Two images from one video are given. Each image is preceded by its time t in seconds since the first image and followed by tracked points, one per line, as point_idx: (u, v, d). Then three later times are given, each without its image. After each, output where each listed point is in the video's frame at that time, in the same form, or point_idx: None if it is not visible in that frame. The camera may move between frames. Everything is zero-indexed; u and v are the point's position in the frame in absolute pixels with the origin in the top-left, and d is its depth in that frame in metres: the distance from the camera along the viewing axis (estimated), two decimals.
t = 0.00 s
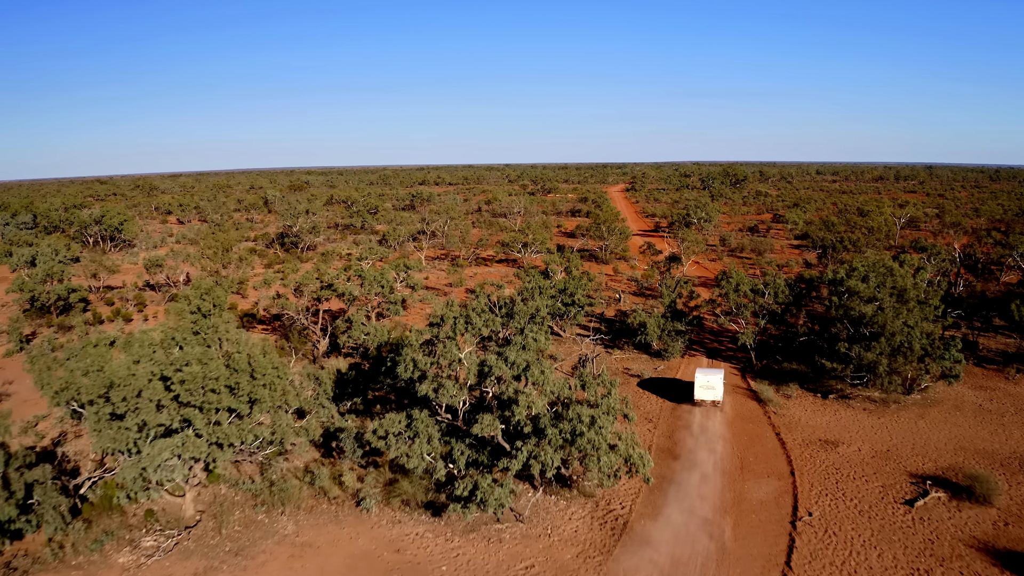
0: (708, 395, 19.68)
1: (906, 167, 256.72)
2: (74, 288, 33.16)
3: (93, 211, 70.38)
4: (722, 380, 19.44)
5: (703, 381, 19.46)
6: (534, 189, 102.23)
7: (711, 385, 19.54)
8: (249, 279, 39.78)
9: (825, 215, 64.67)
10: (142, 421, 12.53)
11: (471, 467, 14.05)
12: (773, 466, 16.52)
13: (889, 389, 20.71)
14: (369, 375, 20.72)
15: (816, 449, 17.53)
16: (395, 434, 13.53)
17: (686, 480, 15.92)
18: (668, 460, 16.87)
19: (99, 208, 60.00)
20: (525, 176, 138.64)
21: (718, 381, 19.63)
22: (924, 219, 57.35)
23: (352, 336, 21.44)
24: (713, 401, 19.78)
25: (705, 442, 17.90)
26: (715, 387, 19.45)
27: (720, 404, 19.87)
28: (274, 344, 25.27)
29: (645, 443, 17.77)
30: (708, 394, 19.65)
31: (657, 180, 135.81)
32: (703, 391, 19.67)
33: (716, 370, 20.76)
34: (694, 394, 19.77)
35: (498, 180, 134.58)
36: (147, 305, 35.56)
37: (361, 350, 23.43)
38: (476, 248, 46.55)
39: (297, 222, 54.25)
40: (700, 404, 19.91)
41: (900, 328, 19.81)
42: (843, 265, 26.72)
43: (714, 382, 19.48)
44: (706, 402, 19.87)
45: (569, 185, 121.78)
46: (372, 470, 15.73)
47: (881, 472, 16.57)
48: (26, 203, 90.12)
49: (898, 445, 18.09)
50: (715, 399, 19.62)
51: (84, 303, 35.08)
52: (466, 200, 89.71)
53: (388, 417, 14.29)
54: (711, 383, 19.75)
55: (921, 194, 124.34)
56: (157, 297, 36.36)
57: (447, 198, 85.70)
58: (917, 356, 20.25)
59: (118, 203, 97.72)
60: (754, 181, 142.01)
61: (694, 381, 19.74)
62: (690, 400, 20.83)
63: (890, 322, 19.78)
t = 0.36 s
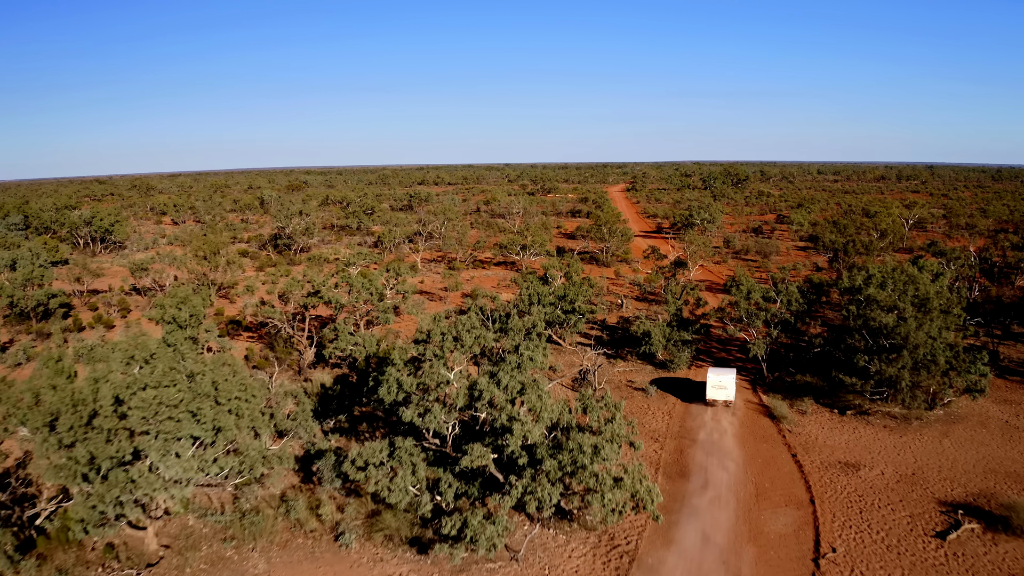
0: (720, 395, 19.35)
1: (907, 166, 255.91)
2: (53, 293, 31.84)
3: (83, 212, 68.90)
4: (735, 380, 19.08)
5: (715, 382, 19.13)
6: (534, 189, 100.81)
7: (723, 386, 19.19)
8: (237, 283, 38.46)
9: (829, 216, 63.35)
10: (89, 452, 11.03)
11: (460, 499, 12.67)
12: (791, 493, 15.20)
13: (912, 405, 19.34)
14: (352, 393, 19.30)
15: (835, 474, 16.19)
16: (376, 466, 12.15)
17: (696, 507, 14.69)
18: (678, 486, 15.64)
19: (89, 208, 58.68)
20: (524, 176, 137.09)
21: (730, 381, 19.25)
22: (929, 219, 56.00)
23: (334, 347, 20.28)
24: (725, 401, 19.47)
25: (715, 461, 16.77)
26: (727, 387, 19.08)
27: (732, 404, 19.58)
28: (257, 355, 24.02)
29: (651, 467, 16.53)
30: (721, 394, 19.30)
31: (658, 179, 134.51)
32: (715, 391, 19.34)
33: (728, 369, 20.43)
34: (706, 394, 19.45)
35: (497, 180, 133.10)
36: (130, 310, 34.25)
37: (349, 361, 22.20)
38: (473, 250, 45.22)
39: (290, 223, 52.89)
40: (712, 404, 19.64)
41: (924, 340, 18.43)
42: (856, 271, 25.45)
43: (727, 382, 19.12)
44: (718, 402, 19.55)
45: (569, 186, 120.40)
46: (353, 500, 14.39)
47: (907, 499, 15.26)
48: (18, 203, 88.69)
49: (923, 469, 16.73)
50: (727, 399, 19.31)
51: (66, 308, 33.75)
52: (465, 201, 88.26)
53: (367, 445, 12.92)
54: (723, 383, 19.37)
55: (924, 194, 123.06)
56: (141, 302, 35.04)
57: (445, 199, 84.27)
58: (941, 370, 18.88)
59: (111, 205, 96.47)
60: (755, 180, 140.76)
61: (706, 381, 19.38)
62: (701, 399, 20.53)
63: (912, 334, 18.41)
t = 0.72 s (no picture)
0: (733, 395, 19.12)
1: (909, 166, 254.42)
2: (32, 299, 30.51)
3: (72, 212, 67.48)
4: (747, 379, 18.85)
5: (728, 381, 18.88)
6: (533, 189, 99.54)
7: (736, 385, 18.95)
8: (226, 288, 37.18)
9: (834, 216, 61.93)
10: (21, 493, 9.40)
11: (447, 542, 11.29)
12: (812, 526, 13.87)
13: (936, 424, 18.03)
14: (337, 410, 18.02)
15: (859, 502, 14.84)
16: (352, 506, 10.78)
17: (709, 542, 13.37)
18: (688, 517, 14.28)
19: (78, 209, 57.31)
20: (524, 176, 135.74)
21: (742, 380, 18.99)
22: (937, 219, 54.60)
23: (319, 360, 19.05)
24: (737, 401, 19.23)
25: (728, 488, 15.46)
26: (740, 386, 18.84)
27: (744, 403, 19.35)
28: (240, 366, 22.81)
29: (661, 493, 15.25)
30: (733, 394, 19.07)
31: (659, 179, 133.02)
32: (728, 391, 19.10)
33: (739, 368, 20.23)
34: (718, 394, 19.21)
35: (496, 180, 131.83)
36: (113, 316, 32.91)
37: (336, 374, 20.99)
38: (470, 252, 44.00)
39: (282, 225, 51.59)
40: (725, 404, 19.40)
41: (952, 354, 17.09)
42: (871, 278, 24.16)
43: (739, 382, 18.89)
44: (731, 402, 19.31)
45: (569, 185, 119.15)
46: (330, 536, 13.05)
47: (939, 532, 13.91)
48: (9, 203, 87.31)
49: (954, 496, 15.37)
50: (740, 399, 19.09)
51: (46, 314, 32.42)
52: (463, 201, 86.93)
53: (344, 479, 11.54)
54: (736, 383, 19.09)
55: (926, 194, 121.81)
56: (125, 307, 33.68)
57: (443, 199, 82.99)
58: (969, 386, 17.51)
59: (104, 205, 95.14)
60: (756, 180, 139.37)
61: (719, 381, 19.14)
62: (713, 399, 20.24)
63: (938, 347, 17.08)
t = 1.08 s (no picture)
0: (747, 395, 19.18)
1: (911, 166, 253.21)
2: (8, 306, 29.13)
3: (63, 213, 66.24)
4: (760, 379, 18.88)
5: (741, 381, 18.98)
6: (533, 190, 98.17)
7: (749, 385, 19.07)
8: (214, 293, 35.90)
9: (840, 217, 60.54)
10: None
11: None
12: (838, 567, 12.50)
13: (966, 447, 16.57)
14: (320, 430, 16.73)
15: (887, 537, 13.48)
16: (321, 557, 9.41)
17: None
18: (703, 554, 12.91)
19: (67, 211, 56.00)
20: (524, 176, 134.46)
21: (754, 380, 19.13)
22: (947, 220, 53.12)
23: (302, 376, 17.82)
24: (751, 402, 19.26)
25: (744, 519, 14.11)
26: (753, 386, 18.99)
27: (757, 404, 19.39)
28: (222, 379, 21.54)
29: (670, 524, 13.92)
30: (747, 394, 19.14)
31: (658, 179, 131.57)
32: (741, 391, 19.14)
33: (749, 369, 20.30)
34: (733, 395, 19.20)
35: (496, 180, 130.52)
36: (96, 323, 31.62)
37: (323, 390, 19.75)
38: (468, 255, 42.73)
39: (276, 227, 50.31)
40: (738, 404, 19.33)
41: (984, 370, 15.72)
42: (889, 286, 22.84)
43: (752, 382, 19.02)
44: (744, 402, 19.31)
45: (570, 186, 117.83)
46: None
47: (978, 573, 12.53)
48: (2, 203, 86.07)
49: (991, 529, 13.98)
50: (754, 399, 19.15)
51: (24, 321, 31.05)
52: (462, 202, 85.64)
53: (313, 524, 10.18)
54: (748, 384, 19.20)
55: (930, 194, 120.36)
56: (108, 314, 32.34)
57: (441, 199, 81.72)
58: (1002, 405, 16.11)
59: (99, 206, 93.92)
60: (759, 180, 137.98)
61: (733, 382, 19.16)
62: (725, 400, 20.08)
63: (968, 361, 15.74)
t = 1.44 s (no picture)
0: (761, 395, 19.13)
1: (912, 165, 252.04)
2: None
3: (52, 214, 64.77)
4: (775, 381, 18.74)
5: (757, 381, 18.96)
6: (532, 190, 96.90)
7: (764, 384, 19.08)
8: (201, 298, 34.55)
9: (846, 218, 59.16)
10: None
11: None
12: None
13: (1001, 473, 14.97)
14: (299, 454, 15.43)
15: None
16: None
17: None
18: None
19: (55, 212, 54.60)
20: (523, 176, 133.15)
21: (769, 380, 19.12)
22: (957, 222, 51.74)
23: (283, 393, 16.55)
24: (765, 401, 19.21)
25: (765, 557, 12.71)
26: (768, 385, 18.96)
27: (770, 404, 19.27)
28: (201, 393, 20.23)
29: (681, 561, 12.55)
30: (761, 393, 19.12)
31: (659, 179, 130.23)
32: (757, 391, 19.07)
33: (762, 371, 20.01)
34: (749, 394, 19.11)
35: (495, 180, 129.21)
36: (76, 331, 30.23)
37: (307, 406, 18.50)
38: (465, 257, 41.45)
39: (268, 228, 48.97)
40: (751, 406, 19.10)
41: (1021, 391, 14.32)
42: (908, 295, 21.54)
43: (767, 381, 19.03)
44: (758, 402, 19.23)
45: (570, 186, 116.49)
46: None
47: None
48: None
49: None
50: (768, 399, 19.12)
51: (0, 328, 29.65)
52: (460, 202, 84.30)
53: None
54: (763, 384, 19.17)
55: (934, 194, 118.86)
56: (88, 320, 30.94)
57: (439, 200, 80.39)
58: None
59: (92, 206, 92.42)
60: (760, 180, 136.54)
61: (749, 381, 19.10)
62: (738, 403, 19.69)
63: (1004, 381, 14.33)
